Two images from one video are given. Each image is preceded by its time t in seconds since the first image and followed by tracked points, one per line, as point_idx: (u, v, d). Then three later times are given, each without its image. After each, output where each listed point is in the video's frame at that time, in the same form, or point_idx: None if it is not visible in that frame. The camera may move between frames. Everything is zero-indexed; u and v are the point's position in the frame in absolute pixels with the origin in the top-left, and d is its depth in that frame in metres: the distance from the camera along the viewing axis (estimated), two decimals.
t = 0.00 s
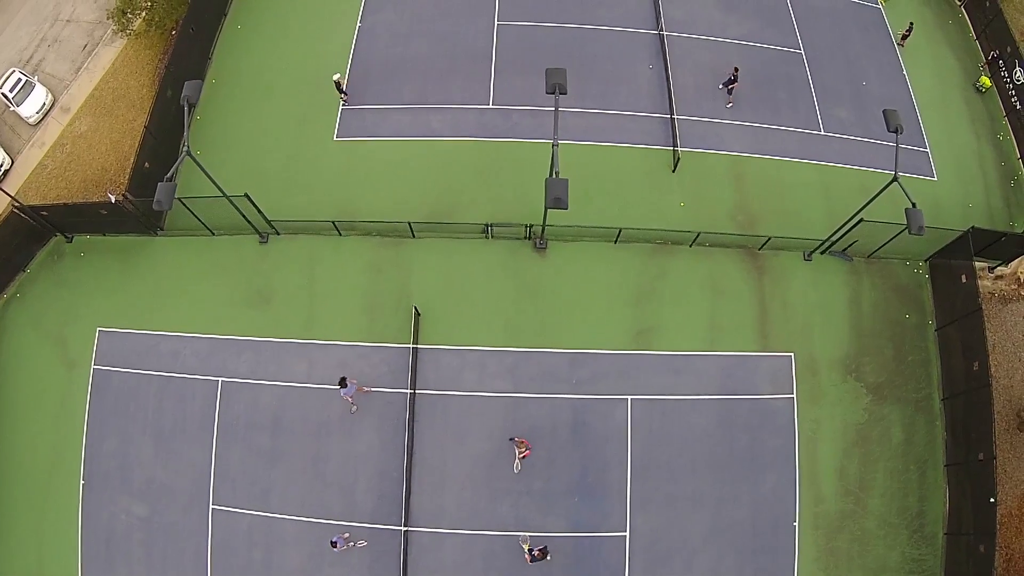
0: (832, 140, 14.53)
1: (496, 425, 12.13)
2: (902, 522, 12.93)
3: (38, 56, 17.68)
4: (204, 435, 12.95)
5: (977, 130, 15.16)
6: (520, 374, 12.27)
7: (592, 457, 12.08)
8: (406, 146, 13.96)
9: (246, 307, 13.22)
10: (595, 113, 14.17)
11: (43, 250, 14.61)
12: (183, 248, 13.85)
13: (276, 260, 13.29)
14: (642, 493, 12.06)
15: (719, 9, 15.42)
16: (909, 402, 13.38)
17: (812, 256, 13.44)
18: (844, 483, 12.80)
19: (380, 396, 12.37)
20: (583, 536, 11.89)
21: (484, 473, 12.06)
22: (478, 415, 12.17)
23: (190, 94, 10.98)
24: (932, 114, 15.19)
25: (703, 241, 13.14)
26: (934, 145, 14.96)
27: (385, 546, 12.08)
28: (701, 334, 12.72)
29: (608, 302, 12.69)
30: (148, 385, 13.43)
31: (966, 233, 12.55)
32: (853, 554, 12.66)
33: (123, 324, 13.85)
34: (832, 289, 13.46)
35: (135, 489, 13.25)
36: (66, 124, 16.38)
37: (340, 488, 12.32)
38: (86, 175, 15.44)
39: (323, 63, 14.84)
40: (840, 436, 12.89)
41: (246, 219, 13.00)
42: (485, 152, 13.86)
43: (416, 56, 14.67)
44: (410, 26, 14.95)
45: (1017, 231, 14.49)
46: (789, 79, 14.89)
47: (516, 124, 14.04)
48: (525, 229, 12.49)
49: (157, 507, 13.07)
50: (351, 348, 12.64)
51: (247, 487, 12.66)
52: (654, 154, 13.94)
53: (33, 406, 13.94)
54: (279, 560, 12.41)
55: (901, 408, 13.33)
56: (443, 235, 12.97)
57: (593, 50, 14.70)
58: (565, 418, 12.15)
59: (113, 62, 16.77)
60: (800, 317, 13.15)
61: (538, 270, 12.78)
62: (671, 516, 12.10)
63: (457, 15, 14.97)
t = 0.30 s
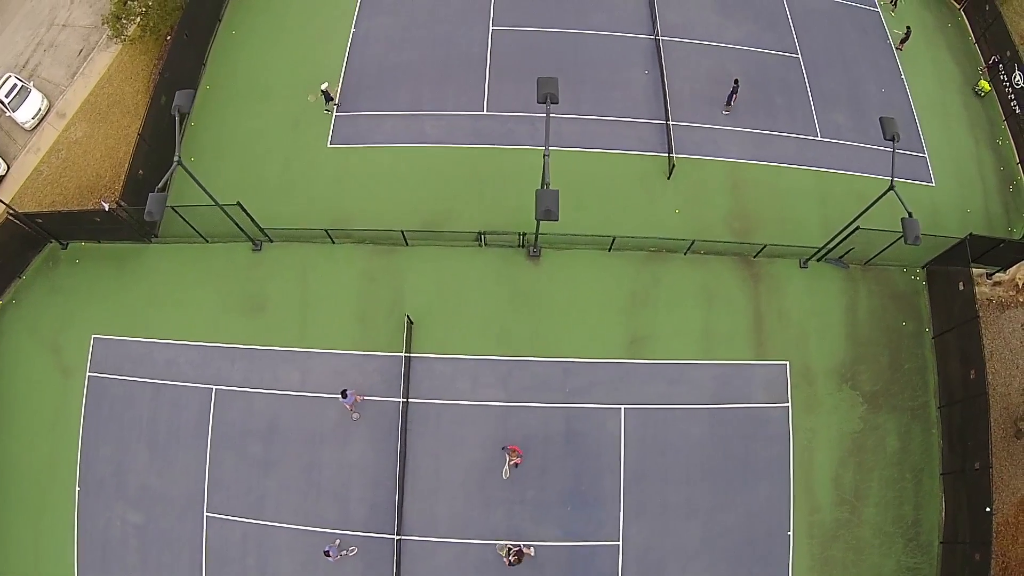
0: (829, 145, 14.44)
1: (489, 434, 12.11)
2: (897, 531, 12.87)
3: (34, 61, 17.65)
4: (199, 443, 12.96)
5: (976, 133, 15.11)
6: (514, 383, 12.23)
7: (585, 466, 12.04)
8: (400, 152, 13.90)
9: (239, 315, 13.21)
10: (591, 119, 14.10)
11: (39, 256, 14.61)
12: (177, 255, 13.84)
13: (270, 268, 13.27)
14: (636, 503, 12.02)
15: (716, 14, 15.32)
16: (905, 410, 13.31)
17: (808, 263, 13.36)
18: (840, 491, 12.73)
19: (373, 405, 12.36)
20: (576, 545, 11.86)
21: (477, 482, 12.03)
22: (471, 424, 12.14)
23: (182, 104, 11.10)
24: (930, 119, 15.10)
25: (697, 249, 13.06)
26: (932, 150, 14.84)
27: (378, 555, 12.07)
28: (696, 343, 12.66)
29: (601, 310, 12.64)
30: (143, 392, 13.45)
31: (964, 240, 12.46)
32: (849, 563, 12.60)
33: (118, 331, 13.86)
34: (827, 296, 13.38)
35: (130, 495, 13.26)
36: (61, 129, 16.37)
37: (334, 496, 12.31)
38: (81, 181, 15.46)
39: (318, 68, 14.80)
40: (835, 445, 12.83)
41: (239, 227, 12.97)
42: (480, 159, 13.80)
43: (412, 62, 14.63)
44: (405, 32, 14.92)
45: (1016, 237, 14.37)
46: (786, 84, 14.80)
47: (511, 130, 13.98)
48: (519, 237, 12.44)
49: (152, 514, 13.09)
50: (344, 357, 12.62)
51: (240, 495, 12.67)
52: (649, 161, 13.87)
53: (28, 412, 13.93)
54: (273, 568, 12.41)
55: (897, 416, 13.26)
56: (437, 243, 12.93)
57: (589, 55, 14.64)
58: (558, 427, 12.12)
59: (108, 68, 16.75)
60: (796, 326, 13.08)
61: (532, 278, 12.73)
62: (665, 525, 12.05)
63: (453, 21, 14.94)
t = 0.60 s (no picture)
0: (825, 151, 14.34)
1: (482, 443, 12.08)
2: (892, 540, 12.79)
3: (29, 66, 17.63)
4: (193, 451, 12.98)
5: (974, 137, 15.09)
6: (506, 392, 12.20)
7: (578, 476, 12.01)
8: (394, 159, 13.85)
9: (232, 323, 13.20)
10: (585, 125, 14.00)
11: (34, 263, 14.59)
12: (171, 262, 13.84)
13: (262, 276, 13.26)
14: (628, 512, 11.99)
15: (712, 17, 15.21)
16: (901, 418, 13.23)
17: (804, 271, 13.27)
18: (834, 500, 12.66)
19: (365, 413, 12.35)
20: (568, 555, 11.84)
21: (470, 491, 12.02)
22: (464, 432, 12.13)
23: (173, 113, 11.01)
24: (928, 124, 15.07)
25: (691, 257, 12.97)
26: (930, 155, 14.83)
27: (370, 563, 12.08)
28: (690, 352, 12.60)
29: (595, 318, 12.58)
30: (137, 400, 13.46)
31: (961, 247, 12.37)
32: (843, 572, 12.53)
33: (113, 338, 13.86)
34: (823, 304, 13.29)
35: (125, 502, 13.29)
36: (56, 135, 16.34)
37: (327, 505, 12.32)
38: (76, 188, 15.45)
39: (311, 74, 14.75)
40: (830, 454, 12.75)
41: (231, 235, 12.94)
42: (473, 166, 13.73)
43: (406, 67, 14.57)
44: (400, 37, 14.88)
45: (1014, 241, 14.41)
46: (782, 89, 14.70)
47: (504, 137, 13.91)
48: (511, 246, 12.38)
49: (147, 521, 13.11)
50: (337, 366, 12.60)
51: (234, 503, 12.69)
52: (643, 168, 13.78)
53: (23, 419, 13.95)
54: None
55: (892, 425, 13.18)
56: (429, 251, 12.89)
57: (584, 60, 14.56)
58: (550, 436, 12.09)
59: (103, 73, 16.71)
60: (791, 334, 13.00)
61: (525, 286, 12.67)
62: (658, 535, 12.01)
63: (446, 26, 14.87)
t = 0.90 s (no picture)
0: (822, 156, 14.24)
1: (474, 452, 12.05)
2: (887, 549, 12.73)
3: (24, 71, 17.59)
4: (187, 458, 12.99)
5: (973, 142, 15.00)
6: (499, 401, 12.16)
7: (571, 485, 11.98)
8: (388, 166, 13.80)
9: (225, 331, 13.18)
10: (579, 131, 13.93)
11: (28, 270, 14.54)
12: (164, 270, 13.80)
13: (255, 284, 13.24)
14: (622, 522, 11.95)
15: (709, 22, 15.11)
16: (897, 427, 13.15)
17: (800, 278, 13.19)
18: (829, 510, 12.59)
19: (358, 422, 12.33)
20: (561, 564, 11.81)
21: (462, 500, 12.00)
22: (456, 441, 12.10)
23: (162, 123, 11.02)
24: (926, 128, 14.97)
25: (686, 264, 12.90)
26: (928, 160, 14.72)
27: (363, 572, 12.08)
28: (684, 361, 12.53)
29: (588, 327, 12.53)
30: (131, 407, 13.44)
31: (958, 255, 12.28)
32: None
33: (106, 346, 13.82)
34: (819, 312, 13.20)
35: (119, 510, 13.27)
36: (51, 141, 16.27)
37: (320, 513, 12.32)
38: (71, 194, 15.42)
39: (305, 80, 14.70)
40: (825, 463, 12.68)
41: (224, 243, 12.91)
42: (467, 173, 13.67)
43: (400, 73, 14.53)
44: (393, 42, 14.84)
45: (1013, 247, 14.32)
46: (779, 94, 14.60)
47: (498, 143, 13.84)
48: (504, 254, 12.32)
49: (141, 528, 13.11)
50: (330, 374, 12.59)
51: (227, 510, 12.69)
52: (638, 174, 13.69)
53: (15, 427, 13.87)
54: None
55: (888, 433, 13.10)
56: (422, 259, 12.84)
57: (578, 66, 14.48)
58: (543, 445, 12.05)
59: (98, 78, 16.68)
60: (786, 342, 12.92)
61: (518, 295, 12.62)
62: (652, 544, 11.98)
63: (440, 32, 14.83)
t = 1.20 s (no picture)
0: (817, 163, 14.15)
1: (466, 462, 12.03)
2: (881, 558, 12.65)
3: (20, 76, 17.57)
4: (180, 466, 13.01)
5: (971, 146, 14.93)
6: (490, 411, 12.13)
7: (563, 495, 11.95)
8: (380, 173, 13.74)
9: (217, 339, 13.16)
10: (572, 138, 13.87)
11: (23, 277, 14.54)
12: (158, 277, 13.80)
13: (248, 292, 13.23)
14: (614, 531, 11.92)
15: (704, 27, 15.03)
16: (892, 435, 13.06)
17: (795, 286, 13.10)
18: (823, 519, 12.51)
19: (350, 431, 12.32)
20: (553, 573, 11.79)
21: (454, 509, 11.98)
22: (448, 450, 12.08)
23: (153, 133, 11.06)
24: (924, 133, 14.87)
25: (680, 273, 12.80)
26: (926, 166, 14.61)
27: None
28: (677, 370, 12.47)
29: (581, 336, 12.46)
30: (125, 415, 13.46)
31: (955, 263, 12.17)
32: None
33: (100, 353, 13.81)
34: (814, 321, 13.10)
35: (115, 517, 13.31)
36: (46, 147, 16.26)
37: (312, 522, 12.30)
38: (65, 201, 15.44)
39: (298, 86, 14.65)
40: (819, 473, 12.59)
41: (216, 251, 12.87)
42: (460, 180, 13.61)
43: (393, 79, 14.47)
44: (386, 48, 14.77)
45: (1012, 253, 14.21)
46: (774, 99, 14.53)
47: (491, 150, 13.78)
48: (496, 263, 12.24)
49: (136, 535, 13.14)
50: (322, 383, 12.57)
51: (221, 518, 12.71)
52: (631, 181, 13.60)
53: (11, 435, 13.90)
54: None
55: (883, 442, 13.01)
56: (414, 267, 12.79)
57: (572, 72, 14.42)
58: (535, 455, 12.02)
59: (92, 83, 16.66)
60: (780, 351, 12.83)
61: (510, 303, 12.57)
62: (644, 554, 11.95)
63: (433, 37, 14.76)
